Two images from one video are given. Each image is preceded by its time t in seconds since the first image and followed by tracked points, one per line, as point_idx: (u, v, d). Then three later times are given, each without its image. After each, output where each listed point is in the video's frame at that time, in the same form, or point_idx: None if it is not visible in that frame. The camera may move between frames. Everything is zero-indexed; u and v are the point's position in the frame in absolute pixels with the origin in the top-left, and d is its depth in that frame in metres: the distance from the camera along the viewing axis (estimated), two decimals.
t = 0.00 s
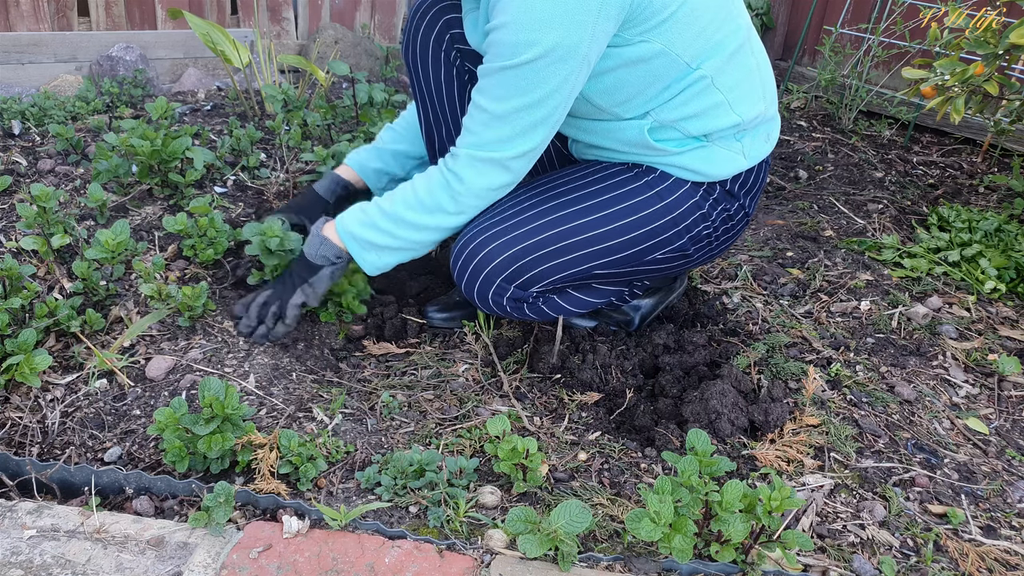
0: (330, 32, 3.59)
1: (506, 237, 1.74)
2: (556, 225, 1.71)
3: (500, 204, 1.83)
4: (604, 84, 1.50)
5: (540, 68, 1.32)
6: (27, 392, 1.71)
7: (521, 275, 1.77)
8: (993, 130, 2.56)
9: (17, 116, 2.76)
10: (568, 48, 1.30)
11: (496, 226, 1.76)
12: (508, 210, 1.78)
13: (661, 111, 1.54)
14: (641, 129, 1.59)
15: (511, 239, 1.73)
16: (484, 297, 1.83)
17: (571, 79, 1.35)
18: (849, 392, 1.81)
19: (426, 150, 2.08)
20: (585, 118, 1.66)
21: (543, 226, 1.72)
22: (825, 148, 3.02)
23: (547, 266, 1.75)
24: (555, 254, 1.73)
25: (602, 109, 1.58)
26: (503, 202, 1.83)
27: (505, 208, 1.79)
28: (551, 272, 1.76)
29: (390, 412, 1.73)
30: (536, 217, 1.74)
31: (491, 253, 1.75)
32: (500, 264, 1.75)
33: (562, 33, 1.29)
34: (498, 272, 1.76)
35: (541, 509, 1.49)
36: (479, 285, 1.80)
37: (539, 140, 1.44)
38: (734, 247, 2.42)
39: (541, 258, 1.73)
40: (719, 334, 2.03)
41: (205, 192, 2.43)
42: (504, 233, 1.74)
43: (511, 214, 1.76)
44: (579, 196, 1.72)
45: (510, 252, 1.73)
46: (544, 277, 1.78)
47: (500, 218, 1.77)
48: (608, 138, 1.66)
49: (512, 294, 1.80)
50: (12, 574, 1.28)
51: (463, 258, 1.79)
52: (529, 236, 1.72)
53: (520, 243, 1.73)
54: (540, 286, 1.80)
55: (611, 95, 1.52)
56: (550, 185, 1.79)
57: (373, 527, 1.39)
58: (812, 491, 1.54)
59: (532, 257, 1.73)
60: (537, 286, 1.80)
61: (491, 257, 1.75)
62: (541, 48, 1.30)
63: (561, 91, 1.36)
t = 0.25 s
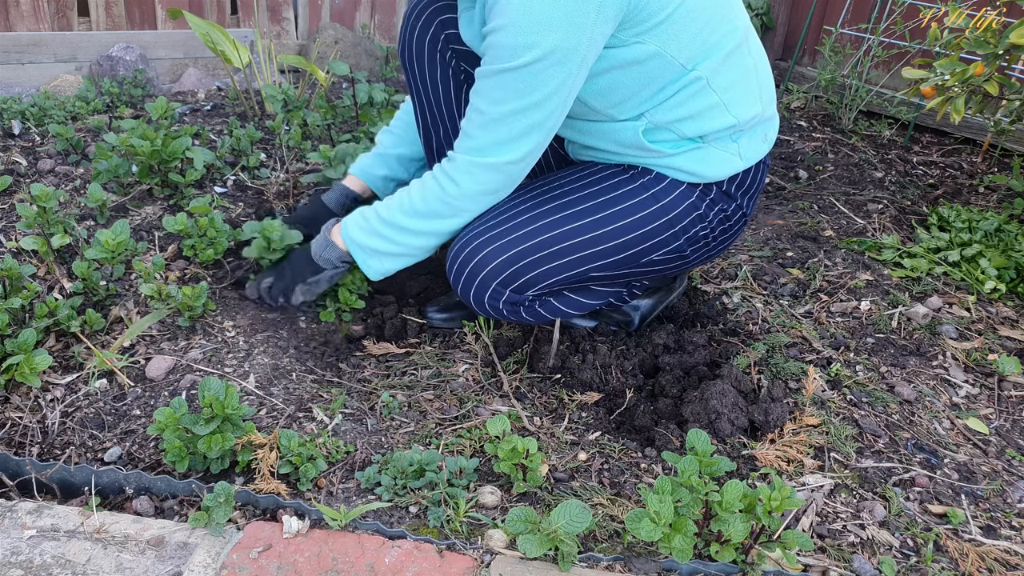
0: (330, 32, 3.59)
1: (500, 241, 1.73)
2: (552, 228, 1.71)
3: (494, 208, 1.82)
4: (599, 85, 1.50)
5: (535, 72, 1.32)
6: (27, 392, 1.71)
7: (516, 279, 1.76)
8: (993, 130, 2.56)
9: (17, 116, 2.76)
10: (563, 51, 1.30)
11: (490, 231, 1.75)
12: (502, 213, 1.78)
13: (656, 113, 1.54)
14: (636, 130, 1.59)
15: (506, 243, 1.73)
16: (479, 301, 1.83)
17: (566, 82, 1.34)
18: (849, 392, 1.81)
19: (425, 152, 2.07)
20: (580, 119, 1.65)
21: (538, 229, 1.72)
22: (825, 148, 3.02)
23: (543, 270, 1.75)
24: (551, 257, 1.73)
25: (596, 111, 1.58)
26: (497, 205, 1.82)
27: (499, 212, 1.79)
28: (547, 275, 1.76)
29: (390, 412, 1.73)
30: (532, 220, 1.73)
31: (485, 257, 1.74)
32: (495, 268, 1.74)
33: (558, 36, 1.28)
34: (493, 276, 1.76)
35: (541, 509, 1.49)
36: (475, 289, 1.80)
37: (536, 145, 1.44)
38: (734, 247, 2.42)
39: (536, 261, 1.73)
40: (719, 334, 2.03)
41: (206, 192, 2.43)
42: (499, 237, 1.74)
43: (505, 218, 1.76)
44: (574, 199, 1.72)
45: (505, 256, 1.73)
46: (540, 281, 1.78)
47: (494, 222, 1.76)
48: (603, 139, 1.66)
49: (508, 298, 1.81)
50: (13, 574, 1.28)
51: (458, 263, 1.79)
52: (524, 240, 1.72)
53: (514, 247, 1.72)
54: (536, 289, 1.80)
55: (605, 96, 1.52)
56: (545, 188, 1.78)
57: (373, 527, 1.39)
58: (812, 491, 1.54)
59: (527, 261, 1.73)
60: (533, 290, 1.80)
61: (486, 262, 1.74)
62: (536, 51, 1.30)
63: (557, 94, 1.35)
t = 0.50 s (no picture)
0: (330, 32, 3.59)
1: (498, 240, 1.74)
2: (550, 228, 1.71)
3: (493, 207, 1.83)
4: (598, 88, 1.50)
5: (530, 77, 1.32)
6: (27, 392, 1.71)
7: (513, 278, 1.77)
8: (993, 130, 2.56)
9: (17, 116, 2.76)
10: (558, 57, 1.30)
11: (487, 230, 1.76)
12: (501, 212, 1.78)
13: (655, 114, 1.55)
14: (635, 131, 1.59)
15: (503, 242, 1.73)
16: (477, 300, 1.83)
17: (560, 88, 1.34)
18: (849, 392, 1.81)
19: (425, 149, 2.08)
20: (579, 120, 1.66)
21: (535, 229, 1.72)
22: (824, 148, 3.02)
23: (540, 269, 1.75)
24: (548, 257, 1.73)
25: (595, 112, 1.58)
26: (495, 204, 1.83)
27: (498, 211, 1.79)
28: (544, 274, 1.76)
29: (390, 412, 1.73)
30: (530, 220, 1.73)
31: (483, 256, 1.75)
32: (492, 267, 1.75)
33: (553, 42, 1.28)
34: (490, 275, 1.76)
35: (541, 509, 1.49)
36: (472, 288, 1.80)
37: (529, 149, 1.44)
38: (734, 247, 2.42)
39: (533, 261, 1.74)
40: (719, 334, 2.03)
41: (205, 192, 2.43)
42: (496, 236, 1.74)
43: (503, 217, 1.76)
44: (573, 198, 1.72)
45: (503, 255, 1.73)
46: (538, 280, 1.78)
47: (492, 221, 1.77)
48: (602, 139, 1.67)
49: (505, 297, 1.81)
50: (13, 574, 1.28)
51: (456, 262, 1.79)
52: (522, 239, 1.72)
53: (511, 246, 1.73)
54: (533, 288, 1.80)
55: (604, 98, 1.52)
56: (544, 188, 1.79)
57: (373, 527, 1.39)
58: (812, 491, 1.54)
59: (524, 260, 1.73)
60: (530, 289, 1.81)
61: (483, 260, 1.75)
62: (530, 56, 1.30)
63: (551, 100, 1.36)
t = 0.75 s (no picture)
0: (330, 32, 3.59)
1: (495, 242, 1.74)
2: (546, 229, 1.71)
3: (489, 209, 1.83)
4: (592, 87, 1.50)
5: (519, 71, 1.31)
6: (27, 392, 1.71)
7: (510, 279, 1.76)
8: (993, 130, 2.56)
9: (17, 116, 2.76)
10: (547, 49, 1.29)
11: (484, 231, 1.76)
12: (498, 213, 1.78)
13: (650, 114, 1.55)
14: (630, 131, 1.59)
15: (500, 244, 1.73)
16: (473, 301, 1.83)
17: (552, 82, 1.33)
18: (849, 392, 1.81)
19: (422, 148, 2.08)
20: (575, 120, 1.66)
21: (531, 230, 1.72)
22: (825, 148, 3.02)
23: (537, 270, 1.75)
24: (545, 258, 1.73)
25: (590, 112, 1.58)
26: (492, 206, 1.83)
27: (495, 212, 1.79)
28: (540, 276, 1.76)
29: (390, 412, 1.73)
30: (527, 221, 1.73)
31: (479, 257, 1.75)
32: (488, 269, 1.75)
33: (540, 34, 1.27)
34: (487, 277, 1.76)
35: (541, 509, 1.49)
36: (468, 289, 1.80)
37: (525, 145, 1.42)
38: (734, 247, 2.42)
39: (530, 262, 1.73)
40: (719, 334, 2.03)
41: (205, 192, 2.43)
42: (493, 238, 1.74)
43: (500, 218, 1.76)
44: (570, 199, 1.72)
45: (499, 257, 1.73)
46: (534, 281, 1.78)
47: (489, 223, 1.77)
48: (599, 139, 1.67)
49: (501, 298, 1.81)
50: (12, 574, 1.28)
51: (453, 263, 1.79)
52: (519, 240, 1.72)
53: (508, 248, 1.73)
54: (529, 290, 1.80)
55: (599, 98, 1.53)
56: (541, 189, 1.79)
57: (373, 527, 1.39)
58: (812, 491, 1.54)
59: (520, 261, 1.73)
60: (526, 290, 1.80)
61: (479, 262, 1.75)
62: (517, 49, 1.28)
63: (543, 94, 1.34)
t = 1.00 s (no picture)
0: (330, 32, 3.59)
1: (492, 245, 1.74)
2: (544, 231, 1.71)
3: (487, 213, 1.83)
4: (587, 84, 1.50)
5: (511, 63, 1.31)
6: (27, 392, 1.71)
7: (508, 283, 1.77)
8: (993, 130, 2.56)
9: (17, 116, 2.76)
10: (538, 41, 1.28)
11: (481, 236, 1.76)
12: (495, 217, 1.78)
13: (646, 110, 1.55)
14: (626, 128, 1.59)
15: (497, 248, 1.73)
16: (472, 306, 1.83)
17: (546, 74, 1.32)
18: (849, 392, 1.81)
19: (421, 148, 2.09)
20: (571, 119, 1.66)
21: (529, 233, 1.72)
22: (825, 148, 3.02)
23: (535, 273, 1.75)
24: (542, 260, 1.73)
25: (586, 110, 1.58)
26: (489, 210, 1.83)
27: (492, 216, 1.79)
28: (538, 279, 1.76)
29: (390, 412, 1.73)
30: (524, 223, 1.74)
31: (477, 262, 1.75)
32: (487, 273, 1.75)
33: (530, 25, 1.27)
34: (485, 281, 1.76)
35: (541, 509, 1.49)
36: (466, 293, 1.80)
37: (524, 140, 1.42)
38: (734, 247, 2.42)
39: (529, 266, 1.74)
40: (719, 334, 2.03)
41: (205, 192, 2.43)
42: (490, 242, 1.74)
43: (497, 222, 1.76)
44: (567, 201, 1.72)
45: (497, 261, 1.73)
46: (532, 285, 1.78)
47: (486, 227, 1.77)
48: (595, 137, 1.67)
49: (500, 302, 1.81)
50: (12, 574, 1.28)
51: (451, 268, 1.79)
52: (516, 244, 1.72)
53: (506, 252, 1.73)
54: (528, 293, 1.80)
55: (594, 95, 1.52)
56: (537, 192, 1.79)
57: (373, 527, 1.39)
58: (812, 491, 1.54)
59: (519, 264, 1.73)
60: (525, 294, 1.80)
61: (478, 266, 1.75)
62: (508, 41, 1.28)
63: (537, 87, 1.33)
